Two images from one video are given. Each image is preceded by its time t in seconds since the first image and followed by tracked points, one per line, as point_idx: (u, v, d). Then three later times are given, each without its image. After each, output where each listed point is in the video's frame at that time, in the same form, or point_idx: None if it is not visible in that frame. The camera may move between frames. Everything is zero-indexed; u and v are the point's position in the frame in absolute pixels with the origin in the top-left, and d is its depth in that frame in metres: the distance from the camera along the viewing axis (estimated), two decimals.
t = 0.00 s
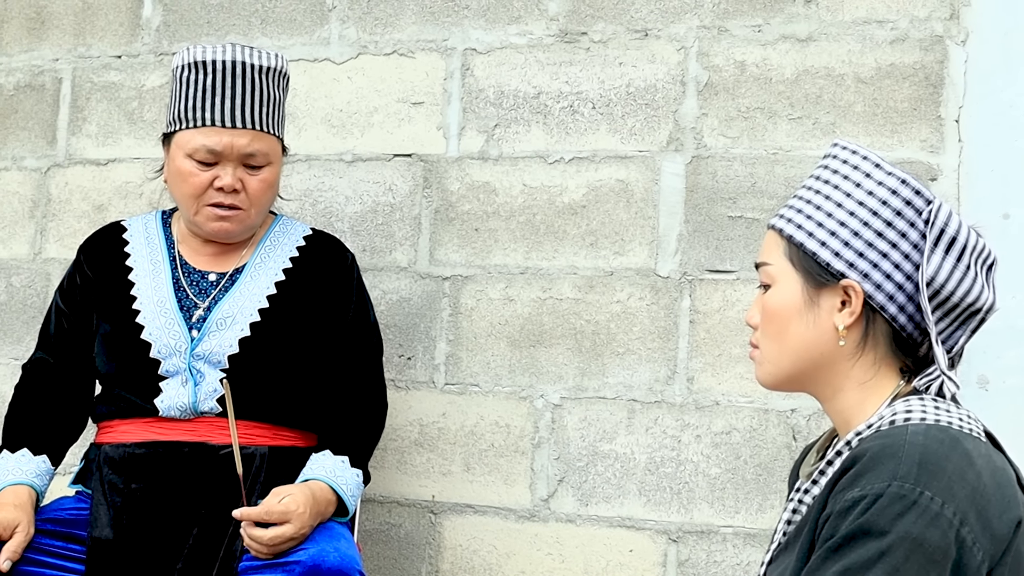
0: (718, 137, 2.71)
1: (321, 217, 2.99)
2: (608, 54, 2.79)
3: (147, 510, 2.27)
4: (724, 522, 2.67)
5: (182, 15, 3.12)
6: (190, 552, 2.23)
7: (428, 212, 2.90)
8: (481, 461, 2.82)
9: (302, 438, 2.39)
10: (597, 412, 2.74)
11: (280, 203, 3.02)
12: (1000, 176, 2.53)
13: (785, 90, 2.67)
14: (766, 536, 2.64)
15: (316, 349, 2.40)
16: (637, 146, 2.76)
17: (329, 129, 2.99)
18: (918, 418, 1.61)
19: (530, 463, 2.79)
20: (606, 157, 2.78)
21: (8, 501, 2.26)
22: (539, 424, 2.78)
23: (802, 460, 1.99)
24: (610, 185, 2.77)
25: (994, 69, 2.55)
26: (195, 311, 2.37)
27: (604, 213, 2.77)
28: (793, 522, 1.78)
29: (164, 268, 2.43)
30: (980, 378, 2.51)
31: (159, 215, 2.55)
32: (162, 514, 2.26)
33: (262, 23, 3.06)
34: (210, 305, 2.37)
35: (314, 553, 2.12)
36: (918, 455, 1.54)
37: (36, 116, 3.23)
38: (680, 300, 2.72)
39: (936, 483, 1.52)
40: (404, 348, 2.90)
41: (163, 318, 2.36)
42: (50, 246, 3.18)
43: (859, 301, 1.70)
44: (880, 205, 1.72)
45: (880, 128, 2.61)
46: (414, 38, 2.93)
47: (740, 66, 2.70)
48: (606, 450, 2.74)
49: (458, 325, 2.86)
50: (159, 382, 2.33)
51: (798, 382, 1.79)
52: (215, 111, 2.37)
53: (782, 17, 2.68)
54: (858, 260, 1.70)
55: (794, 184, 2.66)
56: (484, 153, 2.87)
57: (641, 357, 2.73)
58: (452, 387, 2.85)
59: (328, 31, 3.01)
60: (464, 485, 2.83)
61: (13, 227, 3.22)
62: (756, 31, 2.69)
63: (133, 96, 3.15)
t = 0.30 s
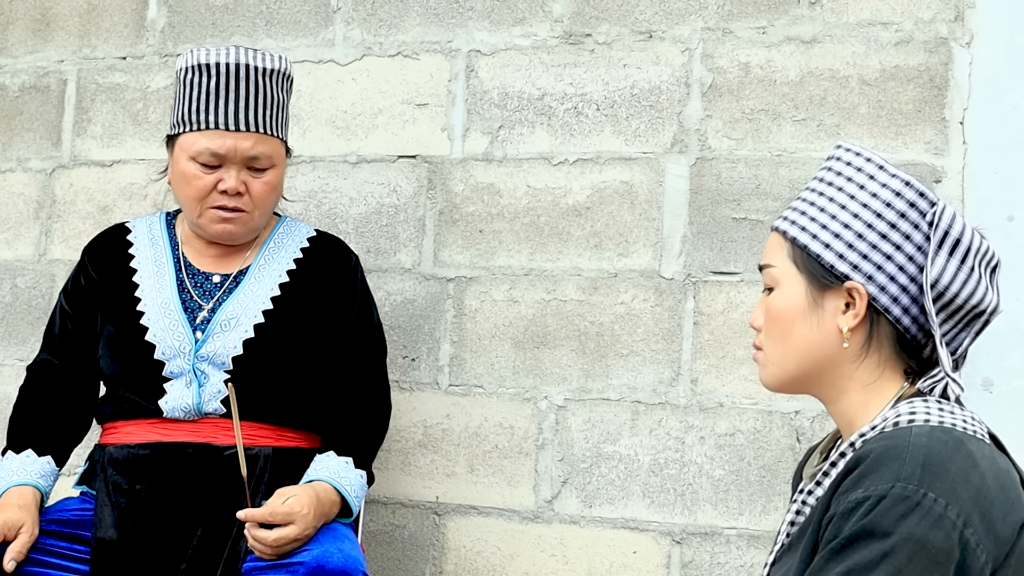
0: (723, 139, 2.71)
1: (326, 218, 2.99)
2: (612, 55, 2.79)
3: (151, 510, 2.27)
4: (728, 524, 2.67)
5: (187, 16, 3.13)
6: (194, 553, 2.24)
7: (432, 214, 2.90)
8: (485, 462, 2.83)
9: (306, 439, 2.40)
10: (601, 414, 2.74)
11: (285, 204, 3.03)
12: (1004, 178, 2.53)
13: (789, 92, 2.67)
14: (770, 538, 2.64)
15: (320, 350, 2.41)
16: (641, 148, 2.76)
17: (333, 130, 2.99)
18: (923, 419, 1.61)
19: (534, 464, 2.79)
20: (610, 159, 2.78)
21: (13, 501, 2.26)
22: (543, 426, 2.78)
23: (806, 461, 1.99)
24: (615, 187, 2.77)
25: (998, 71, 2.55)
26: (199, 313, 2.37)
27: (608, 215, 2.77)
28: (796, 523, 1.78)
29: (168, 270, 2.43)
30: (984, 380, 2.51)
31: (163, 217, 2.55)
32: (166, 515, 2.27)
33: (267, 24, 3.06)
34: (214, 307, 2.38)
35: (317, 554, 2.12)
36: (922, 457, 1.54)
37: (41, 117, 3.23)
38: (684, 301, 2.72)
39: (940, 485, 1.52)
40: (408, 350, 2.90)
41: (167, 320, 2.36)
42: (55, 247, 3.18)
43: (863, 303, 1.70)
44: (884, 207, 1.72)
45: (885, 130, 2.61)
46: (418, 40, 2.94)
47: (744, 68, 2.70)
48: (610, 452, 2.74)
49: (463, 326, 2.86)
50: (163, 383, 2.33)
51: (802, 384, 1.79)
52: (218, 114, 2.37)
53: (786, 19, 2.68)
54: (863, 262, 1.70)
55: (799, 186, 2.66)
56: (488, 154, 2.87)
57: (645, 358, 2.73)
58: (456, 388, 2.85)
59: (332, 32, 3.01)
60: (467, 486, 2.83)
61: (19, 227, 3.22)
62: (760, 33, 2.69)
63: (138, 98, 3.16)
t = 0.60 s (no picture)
0: (726, 138, 2.71)
1: (329, 217, 2.99)
2: (615, 55, 2.79)
3: (154, 509, 2.27)
4: (731, 524, 2.67)
5: (190, 16, 3.13)
6: (196, 551, 2.23)
7: (435, 213, 2.90)
8: (488, 461, 2.83)
9: (308, 438, 2.40)
10: (604, 413, 2.74)
11: (287, 203, 3.03)
12: (1008, 178, 2.53)
13: (792, 91, 2.67)
14: (773, 538, 2.64)
15: (322, 349, 2.41)
16: (644, 147, 2.76)
17: (336, 129, 2.99)
18: (925, 418, 1.61)
19: (536, 464, 2.79)
20: (613, 158, 2.78)
21: (15, 500, 2.27)
22: (546, 425, 2.78)
23: (808, 459, 1.99)
24: (618, 186, 2.77)
25: (1002, 71, 2.55)
26: (201, 312, 2.37)
27: (611, 214, 2.77)
28: (798, 520, 1.78)
29: (170, 270, 2.43)
30: (987, 380, 2.50)
31: (165, 217, 2.56)
32: (168, 514, 2.26)
33: (270, 24, 3.07)
34: (215, 306, 2.38)
35: (320, 553, 2.12)
36: (925, 454, 1.54)
37: (44, 116, 3.24)
38: (687, 301, 2.72)
39: (942, 483, 1.51)
40: (411, 349, 2.90)
41: (169, 319, 2.36)
42: (58, 246, 3.19)
43: (871, 303, 1.70)
44: (890, 206, 1.71)
45: (888, 130, 2.61)
46: (421, 39, 2.94)
47: (748, 67, 2.70)
48: (612, 451, 2.74)
49: (465, 326, 2.86)
50: (165, 383, 2.33)
51: (809, 384, 1.78)
52: (220, 113, 2.37)
53: (789, 18, 2.68)
54: (870, 261, 1.70)
55: (802, 185, 2.66)
56: (491, 153, 2.87)
57: (648, 358, 2.73)
58: (458, 387, 2.85)
59: (336, 31, 3.01)
60: (470, 486, 2.83)
61: (22, 227, 3.23)
62: (764, 32, 2.69)
63: (141, 97, 3.16)
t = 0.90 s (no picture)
0: (727, 135, 2.70)
1: (329, 214, 2.99)
2: (617, 51, 2.79)
3: (153, 505, 2.27)
4: (731, 521, 2.66)
5: (191, 11, 3.13)
6: (196, 548, 2.23)
7: (436, 209, 2.90)
8: (488, 458, 2.82)
9: (309, 434, 2.39)
10: (605, 410, 2.74)
11: (288, 199, 3.03)
12: (1009, 175, 2.52)
13: (794, 88, 2.67)
14: (773, 534, 2.64)
15: (322, 345, 2.40)
16: (645, 144, 2.76)
17: (337, 126, 2.99)
18: (927, 412, 1.61)
19: (537, 460, 2.79)
20: (614, 155, 2.78)
21: (15, 496, 2.27)
22: (547, 421, 2.78)
23: (807, 454, 1.98)
24: (619, 183, 2.77)
25: (1004, 68, 2.54)
26: (199, 308, 2.37)
27: (612, 210, 2.77)
28: (798, 515, 1.77)
29: (168, 266, 2.43)
30: (988, 377, 2.50)
31: (163, 213, 2.55)
32: (168, 510, 2.27)
33: (271, 19, 3.06)
34: (213, 302, 2.37)
35: (321, 549, 2.12)
36: (925, 448, 1.54)
37: (45, 112, 3.23)
38: (688, 297, 2.71)
39: (942, 477, 1.51)
40: (412, 345, 2.90)
41: (168, 315, 2.36)
42: (58, 242, 3.18)
43: (883, 301, 1.69)
44: (898, 204, 1.71)
45: (889, 127, 2.61)
46: (422, 35, 2.94)
47: (749, 63, 2.70)
48: (613, 448, 2.74)
49: (466, 322, 2.86)
50: (164, 379, 2.33)
51: (817, 384, 1.75)
52: (218, 109, 2.37)
53: (791, 15, 2.68)
54: (881, 260, 1.68)
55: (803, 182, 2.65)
56: (492, 150, 2.86)
57: (649, 355, 2.73)
58: (459, 384, 2.85)
59: (336, 27, 3.01)
60: (471, 482, 2.83)
61: (22, 223, 3.22)
62: (765, 29, 2.69)
63: (141, 93, 3.16)
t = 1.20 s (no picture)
0: (727, 129, 2.70)
1: (328, 207, 2.98)
2: (616, 45, 2.78)
3: (151, 498, 2.26)
4: (730, 515, 2.66)
5: (189, 4, 3.12)
6: (194, 541, 2.22)
7: (435, 203, 2.89)
8: (487, 452, 2.82)
9: (306, 426, 2.39)
10: (603, 404, 2.74)
11: (286, 192, 3.02)
12: (1009, 169, 2.52)
13: (794, 82, 2.66)
14: (772, 529, 2.64)
15: (320, 337, 2.40)
16: (645, 137, 2.75)
17: (336, 119, 2.98)
18: (930, 402, 1.61)
19: (536, 454, 2.78)
20: (613, 148, 2.77)
21: (12, 489, 2.26)
22: (545, 416, 2.78)
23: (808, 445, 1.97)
24: (618, 176, 2.76)
25: (1004, 62, 2.54)
26: (196, 299, 2.36)
27: (611, 204, 2.77)
28: (799, 504, 1.77)
29: (164, 258, 2.42)
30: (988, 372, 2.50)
31: (159, 206, 2.54)
32: (166, 503, 2.26)
33: (269, 12, 3.05)
34: (211, 293, 2.37)
35: (319, 543, 2.12)
36: (928, 437, 1.54)
37: (42, 104, 3.22)
38: (687, 292, 2.71)
39: (945, 465, 1.51)
40: (411, 339, 2.89)
41: (164, 307, 2.35)
42: (56, 235, 3.17)
43: (898, 296, 1.68)
44: (908, 198, 1.70)
45: (889, 121, 2.60)
46: (421, 28, 2.93)
47: (749, 57, 2.69)
48: (612, 442, 2.74)
49: (465, 316, 2.85)
50: (161, 371, 2.33)
51: (829, 380, 1.73)
52: (211, 100, 2.36)
53: (791, 8, 2.67)
54: (895, 254, 1.68)
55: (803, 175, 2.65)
56: (491, 143, 2.86)
57: (648, 349, 2.73)
58: (458, 377, 2.85)
59: (335, 20, 3.00)
60: (469, 476, 2.83)
61: (19, 216, 3.21)
62: (765, 22, 2.68)
63: (139, 86, 3.15)
